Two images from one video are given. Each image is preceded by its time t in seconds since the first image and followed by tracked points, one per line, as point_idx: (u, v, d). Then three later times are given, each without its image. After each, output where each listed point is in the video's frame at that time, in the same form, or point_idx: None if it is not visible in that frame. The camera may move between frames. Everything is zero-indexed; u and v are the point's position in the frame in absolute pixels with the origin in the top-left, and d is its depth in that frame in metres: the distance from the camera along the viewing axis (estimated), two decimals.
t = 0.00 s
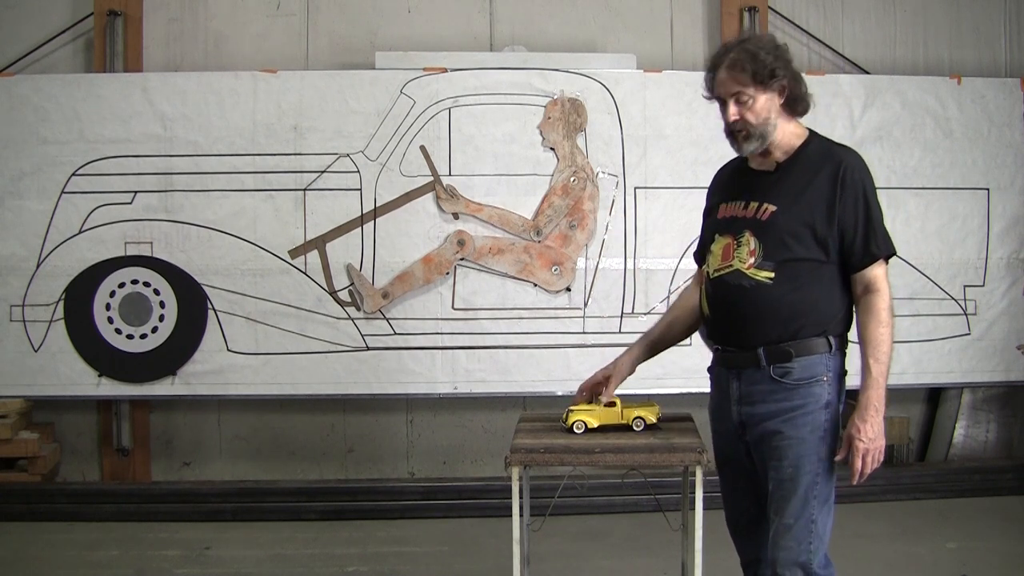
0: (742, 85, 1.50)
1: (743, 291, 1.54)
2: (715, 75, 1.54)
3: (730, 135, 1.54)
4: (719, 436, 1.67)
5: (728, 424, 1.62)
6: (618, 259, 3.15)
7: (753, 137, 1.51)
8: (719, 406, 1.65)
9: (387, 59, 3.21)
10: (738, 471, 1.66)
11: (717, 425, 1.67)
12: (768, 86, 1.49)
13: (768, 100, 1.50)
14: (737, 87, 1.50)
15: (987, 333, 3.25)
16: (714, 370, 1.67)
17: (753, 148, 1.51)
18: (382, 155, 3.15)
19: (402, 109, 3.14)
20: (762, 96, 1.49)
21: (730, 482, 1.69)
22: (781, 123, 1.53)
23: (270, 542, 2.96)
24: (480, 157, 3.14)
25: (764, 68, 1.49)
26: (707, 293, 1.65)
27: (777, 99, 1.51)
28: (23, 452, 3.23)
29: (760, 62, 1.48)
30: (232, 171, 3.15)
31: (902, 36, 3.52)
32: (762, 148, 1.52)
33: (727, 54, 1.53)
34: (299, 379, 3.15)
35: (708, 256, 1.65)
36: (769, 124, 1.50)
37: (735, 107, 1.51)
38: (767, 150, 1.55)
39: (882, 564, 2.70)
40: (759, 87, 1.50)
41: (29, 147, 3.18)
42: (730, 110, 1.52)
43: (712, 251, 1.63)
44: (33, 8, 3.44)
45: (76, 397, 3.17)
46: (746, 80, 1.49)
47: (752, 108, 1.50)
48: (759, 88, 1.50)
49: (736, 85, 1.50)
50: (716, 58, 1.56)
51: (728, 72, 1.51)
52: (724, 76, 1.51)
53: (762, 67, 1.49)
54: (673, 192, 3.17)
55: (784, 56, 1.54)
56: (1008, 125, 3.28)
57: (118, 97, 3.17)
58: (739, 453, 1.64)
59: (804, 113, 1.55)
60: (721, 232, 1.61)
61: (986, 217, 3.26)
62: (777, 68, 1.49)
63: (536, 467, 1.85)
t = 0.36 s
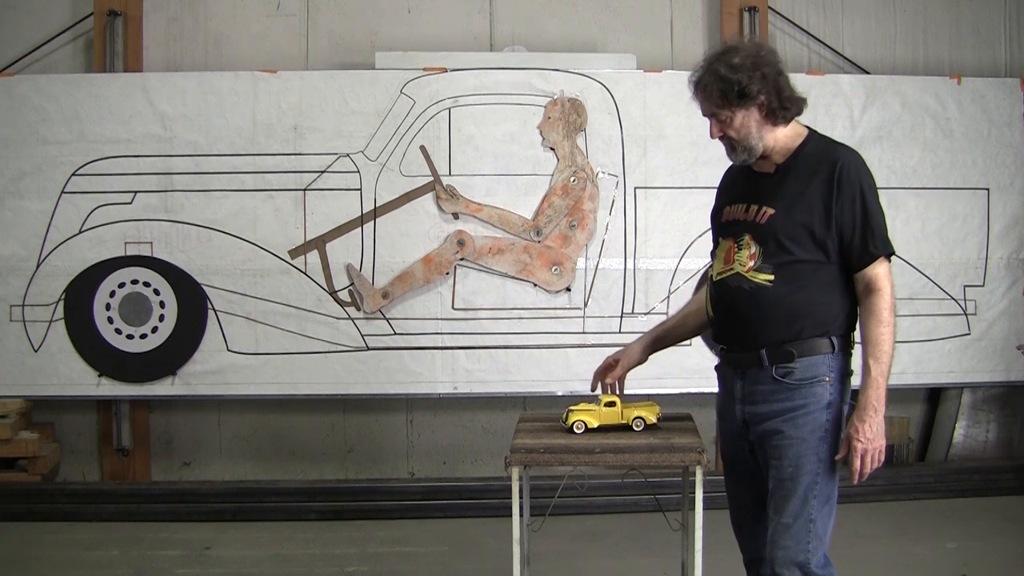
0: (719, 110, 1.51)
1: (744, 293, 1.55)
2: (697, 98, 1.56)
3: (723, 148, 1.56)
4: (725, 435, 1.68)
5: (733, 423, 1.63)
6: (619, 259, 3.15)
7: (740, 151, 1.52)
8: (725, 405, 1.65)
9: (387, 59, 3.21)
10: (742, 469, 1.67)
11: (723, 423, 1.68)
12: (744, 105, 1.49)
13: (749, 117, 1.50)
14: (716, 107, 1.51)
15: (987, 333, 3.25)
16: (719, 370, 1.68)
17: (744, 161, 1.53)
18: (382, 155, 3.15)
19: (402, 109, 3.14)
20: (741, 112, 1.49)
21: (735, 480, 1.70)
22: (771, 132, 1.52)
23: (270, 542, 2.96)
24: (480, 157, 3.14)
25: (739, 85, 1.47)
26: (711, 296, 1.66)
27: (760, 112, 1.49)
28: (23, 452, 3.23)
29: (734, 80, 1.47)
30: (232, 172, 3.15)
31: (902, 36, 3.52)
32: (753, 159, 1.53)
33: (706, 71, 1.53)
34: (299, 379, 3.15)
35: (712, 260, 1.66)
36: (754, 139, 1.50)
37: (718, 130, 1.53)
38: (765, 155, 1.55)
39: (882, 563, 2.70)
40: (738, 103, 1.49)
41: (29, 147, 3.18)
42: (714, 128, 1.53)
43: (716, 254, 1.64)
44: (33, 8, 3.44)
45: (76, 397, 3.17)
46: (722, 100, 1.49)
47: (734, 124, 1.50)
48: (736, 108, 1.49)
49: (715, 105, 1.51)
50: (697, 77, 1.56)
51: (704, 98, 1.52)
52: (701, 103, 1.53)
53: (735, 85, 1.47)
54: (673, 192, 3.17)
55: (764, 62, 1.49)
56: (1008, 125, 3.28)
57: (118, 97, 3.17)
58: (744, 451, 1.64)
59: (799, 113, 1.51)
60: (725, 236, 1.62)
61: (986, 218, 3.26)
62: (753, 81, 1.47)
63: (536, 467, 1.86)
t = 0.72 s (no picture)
0: (719, 116, 1.51)
1: (746, 294, 1.55)
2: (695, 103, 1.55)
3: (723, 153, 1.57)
4: (730, 434, 1.68)
5: (736, 422, 1.63)
6: (619, 259, 3.15)
7: (741, 155, 1.52)
8: (729, 405, 1.66)
9: (387, 59, 3.21)
10: (745, 468, 1.67)
11: (727, 423, 1.68)
12: (743, 110, 1.48)
13: (748, 122, 1.49)
14: (714, 113, 1.51)
15: (987, 333, 3.25)
16: (724, 370, 1.68)
17: (745, 164, 1.53)
18: (382, 155, 3.15)
19: (402, 109, 3.14)
20: (740, 117, 1.49)
21: (738, 479, 1.70)
22: (770, 134, 1.52)
23: (270, 542, 2.97)
24: (480, 156, 3.14)
25: (737, 90, 1.47)
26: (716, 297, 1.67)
27: (759, 115, 1.49)
28: (23, 452, 3.23)
29: (732, 86, 1.47)
30: (232, 172, 3.15)
31: (902, 36, 3.52)
32: (754, 163, 1.53)
33: (704, 77, 1.53)
34: (299, 379, 3.15)
35: (717, 262, 1.67)
36: (754, 143, 1.50)
37: (718, 136, 1.53)
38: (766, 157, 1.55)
39: (881, 564, 2.70)
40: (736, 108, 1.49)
41: (29, 147, 3.18)
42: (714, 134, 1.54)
43: (720, 256, 1.65)
44: (33, 8, 3.44)
45: (76, 397, 3.17)
46: (721, 105, 1.49)
47: (734, 129, 1.50)
48: (735, 114, 1.49)
49: (714, 111, 1.51)
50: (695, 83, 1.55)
51: (703, 104, 1.52)
52: (700, 109, 1.53)
53: (733, 91, 1.47)
54: (673, 192, 3.17)
55: (761, 66, 1.49)
56: (1008, 125, 3.28)
57: (118, 97, 3.17)
58: (747, 450, 1.64)
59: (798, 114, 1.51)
60: (729, 238, 1.63)
61: (986, 218, 3.26)
62: (752, 86, 1.47)
63: (536, 467, 1.86)
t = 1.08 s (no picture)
0: (720, 116, 1.50)
1: (752, 294, 1.55)
2: (698, 104, 1.55)
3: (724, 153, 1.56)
4: (732, 434, 1.68)
5: (740, 422, 1.63)
6: (619, 259, 3.15)
7: (743, 155, 1.52)
8: (733, 405, 1.65)
9: (387, 59, 3.21)
10: (746, 469, 1.67)
11: (730, 423, 1.68)
12: (746, 110, 1.48)
13: (751, 121, 1.49)
14: (716, 112, 1.51)
15: (987, 333, 3.25)
16: (727, 369, 1.68)
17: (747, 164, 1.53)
18: (382, 155, 3.15)
19: (402, 109, 3.14)
20: (742, 117, 1.49)
21: (738, 479, 1.70)
22: (772, 135, 1.51)
23: (270, 542, 2.96)
24: (480, 157, 3.14)
25: (739, 90, 1.47)
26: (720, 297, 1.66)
27: (761, 116, 1.49)
28: (23, 452, 3.23)
29: (734, 85, 1.47)
30: (232, 172, 3.15)
31: (902, 36, 3.52)
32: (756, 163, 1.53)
33: (705, 77, 1.53)
34: (299, 379, 3.15)
35: (721, 262, 1.67)
36: (756, 143, 1.50)
37: (721, 137, 1.53)
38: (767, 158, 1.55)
39: (881, 564, 2.70)
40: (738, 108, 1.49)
41: (29, 147, 3.18)
42: (716, 133, 1.53)
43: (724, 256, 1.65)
44: (33, 8, 3.44)
45: (76, 397, 3.17)
46: (723, 105, 1.49)
47: (736, 129, 1.50)
48: (737, 114, 1.49)
49: (715, 111, 1.51)
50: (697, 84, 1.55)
51: (705, 105, 1.52)
52: (702, 110, 1.53)
53: (735, 90, 1.48)
54: (673, 192, 3.17)
55: (764, 66, 1.49)
56: (1008, 125, 3.28)
57: (118, 97, 3.17)
58: (750, 451, 1.64)
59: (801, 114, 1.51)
60: (733, 238, 1.62)
61: (986, 218, 3.26)
62: (754, 86, 1.47)
63: (536, 467, 1.86)
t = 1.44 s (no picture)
0: (719, 116, 1.50)
1: (753, 294, 1.55)
2: (696, 104, 1.55)
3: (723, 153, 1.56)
4: (736, 434, 1.68)
5: (744, 421, 1.63)
6: (619, 259, 3.15)
7: (743, 155, 1.52)
8: (737, 405, 1.66)
9: (387, 58, 3.21)
10: (749, 468, 1.67)
11: (734, 422, 1.68)
12: (745, 109, 1.48)
13: (750, 121, 1.49)
14: (715, 113, 1.51)
15: (987, 333, 3.25)
16: (731, 368, 1.68)
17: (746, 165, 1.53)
18: (382, 155, 3.15)
19: (402, 109, 3.14)
20: (741, 117, 1.49)
21: (741, 479, 1.70)
22: (772, 134, 1.51)
23: (270, 542, 2.97)
24: (480, 157, 3.14)
25: (738, 90, 1.47)
26: (721, 298, 1.66)
27: (760, 115, 1.49)
28: (23, 452, 3.23)
29: (733, 85, 1.47)
30: (232, 172, 3.15)
31: (902, 36, 3.52)
32: (756, 163, 1.53)
33: (704, 77, 1.53)
34: (299, 379, 3.15)
35: (721, 262, 1.66)
36: (756, 143, 1.50)
37: (719, 136, 1.53)
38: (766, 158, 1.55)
39: (881, 564, 2.70)
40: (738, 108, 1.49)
41: (28, 147, 3.18)
42: (715, 134, 1.53)
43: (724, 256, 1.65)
44: (33, 8, 3.44)
45: (76, 397, 3.17)
46: (722, 105, 1.49)
47: (735, 129, 1.50)
48: (736, 113, 1.49)
49: (714, 111, 1.51)
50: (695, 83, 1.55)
51: (703, 105, 1.52)
52: (700, 110, 1.53)
53: (734, 91, 1.48)
54: (673, 192, 3.17)
55: (762, 66, 1.49)
56: (1008, 125, 3.28)
57: (118, 97, 3.17)
58: (753, 450, 1.64)
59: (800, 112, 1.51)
60: (733, 239, 1.62)
61: (986, 218, 3.26)
62: (753, 86, 1.47)
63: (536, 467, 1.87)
